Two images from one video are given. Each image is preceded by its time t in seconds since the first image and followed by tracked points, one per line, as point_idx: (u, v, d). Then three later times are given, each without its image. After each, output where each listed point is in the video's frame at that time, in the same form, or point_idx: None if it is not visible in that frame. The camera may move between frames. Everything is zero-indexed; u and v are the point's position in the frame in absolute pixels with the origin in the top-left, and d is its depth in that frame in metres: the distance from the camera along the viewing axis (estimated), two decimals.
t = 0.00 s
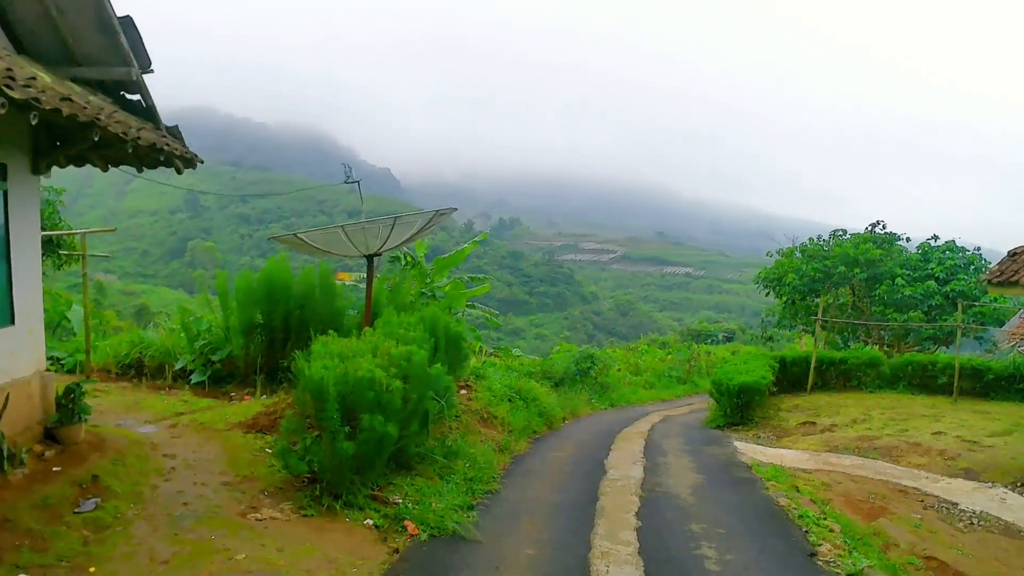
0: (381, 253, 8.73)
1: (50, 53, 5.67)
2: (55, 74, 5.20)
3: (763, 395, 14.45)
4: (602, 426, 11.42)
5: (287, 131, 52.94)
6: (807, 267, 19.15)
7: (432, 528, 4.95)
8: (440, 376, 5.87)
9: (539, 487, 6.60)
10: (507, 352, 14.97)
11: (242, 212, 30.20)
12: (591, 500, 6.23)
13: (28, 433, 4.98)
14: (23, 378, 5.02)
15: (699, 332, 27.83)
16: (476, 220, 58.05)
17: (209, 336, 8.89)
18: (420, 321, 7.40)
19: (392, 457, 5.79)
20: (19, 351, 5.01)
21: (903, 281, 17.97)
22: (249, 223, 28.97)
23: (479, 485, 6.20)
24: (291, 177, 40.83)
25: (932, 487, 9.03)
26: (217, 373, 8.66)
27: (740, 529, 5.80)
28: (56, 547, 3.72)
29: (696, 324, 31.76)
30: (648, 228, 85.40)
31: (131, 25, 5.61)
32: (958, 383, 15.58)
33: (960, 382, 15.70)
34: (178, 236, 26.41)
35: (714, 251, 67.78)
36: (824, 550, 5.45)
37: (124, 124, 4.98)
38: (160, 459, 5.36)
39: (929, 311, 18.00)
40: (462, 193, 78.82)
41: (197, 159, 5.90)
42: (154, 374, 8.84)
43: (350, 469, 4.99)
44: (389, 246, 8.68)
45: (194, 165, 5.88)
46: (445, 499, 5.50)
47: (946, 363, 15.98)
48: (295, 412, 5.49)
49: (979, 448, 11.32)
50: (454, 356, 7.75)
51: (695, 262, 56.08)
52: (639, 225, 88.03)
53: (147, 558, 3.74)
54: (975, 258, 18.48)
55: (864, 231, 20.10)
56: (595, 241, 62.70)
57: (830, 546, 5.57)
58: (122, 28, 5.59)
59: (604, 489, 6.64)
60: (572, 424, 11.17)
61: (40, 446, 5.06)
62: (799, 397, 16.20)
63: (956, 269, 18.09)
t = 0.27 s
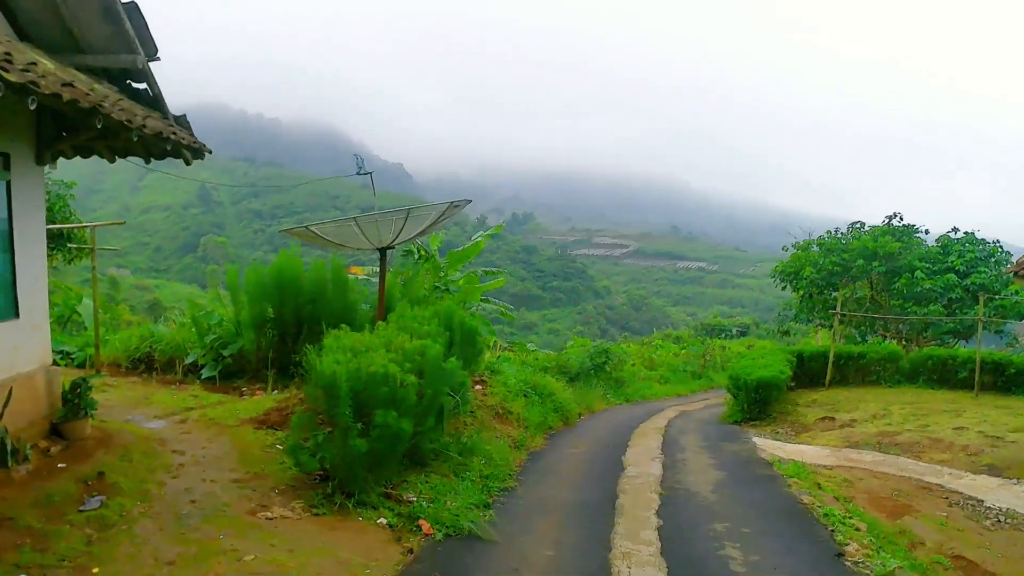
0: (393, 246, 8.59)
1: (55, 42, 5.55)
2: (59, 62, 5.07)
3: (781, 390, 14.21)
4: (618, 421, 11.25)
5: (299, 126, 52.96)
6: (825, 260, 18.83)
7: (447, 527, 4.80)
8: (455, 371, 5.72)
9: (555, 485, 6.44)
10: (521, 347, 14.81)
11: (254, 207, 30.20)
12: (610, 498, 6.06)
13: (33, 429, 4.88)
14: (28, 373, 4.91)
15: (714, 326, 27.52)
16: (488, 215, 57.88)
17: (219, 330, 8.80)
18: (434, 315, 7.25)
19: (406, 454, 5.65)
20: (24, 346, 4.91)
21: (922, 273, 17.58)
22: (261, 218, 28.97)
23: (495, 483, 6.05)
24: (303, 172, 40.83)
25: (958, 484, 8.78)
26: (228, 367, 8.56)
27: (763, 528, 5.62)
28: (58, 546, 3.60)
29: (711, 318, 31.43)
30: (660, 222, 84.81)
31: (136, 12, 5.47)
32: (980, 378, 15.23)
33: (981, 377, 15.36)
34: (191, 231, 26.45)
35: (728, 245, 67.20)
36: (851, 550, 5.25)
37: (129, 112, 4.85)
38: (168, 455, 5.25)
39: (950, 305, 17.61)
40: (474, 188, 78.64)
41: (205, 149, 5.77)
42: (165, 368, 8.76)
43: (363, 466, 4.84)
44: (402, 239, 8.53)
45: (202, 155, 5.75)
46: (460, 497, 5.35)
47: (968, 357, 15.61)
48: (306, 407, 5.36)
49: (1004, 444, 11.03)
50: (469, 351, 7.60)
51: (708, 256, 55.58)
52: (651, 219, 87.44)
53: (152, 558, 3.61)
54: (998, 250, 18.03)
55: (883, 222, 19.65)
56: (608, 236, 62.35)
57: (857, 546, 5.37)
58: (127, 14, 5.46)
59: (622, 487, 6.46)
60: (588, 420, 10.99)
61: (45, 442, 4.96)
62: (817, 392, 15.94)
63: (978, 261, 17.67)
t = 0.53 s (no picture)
0: (405, 237, 8.41)
1: (54, 32, 5.37)
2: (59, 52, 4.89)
3: (800, 378, 13.94)
4: (636, 412, 11.05)
5: (306, 121, 52.85)
6: (843, 245, 18.48)
7: (468, 525, 4.63)
8: (472, 363, 5.53)
9: (577, 479, 6.25)
10: (535, 338, 14.61)
11: (264, 203, 30.14)
12: (634, 492, 5.87)
13: (41, 430, 4.74)
14: (36, 372, 4.77)
15: (728, 314, 27.21)
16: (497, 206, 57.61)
17: (230, 326, 8.66)
18: (448, 307, 7.06)
19: (423, 450, 5.48)
20: (31, 345, 4.76)
21: (943, 257, 17.18)
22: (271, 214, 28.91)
23: (515, 478, 5.87)
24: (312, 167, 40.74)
25: (989, 471, 8.50)
26: (240, 363, 8.42)
27: (796, 522, 5.40)
28: (66, 552, 3.44)
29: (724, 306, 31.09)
30: (671, 211, 84.17)
31: None
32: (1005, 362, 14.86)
33: (1006, 361, 15.00)
34: (201, 228, 26.41)
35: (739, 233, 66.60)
36: (889, 544, 5.02)
37: (132, 101, 4.66)
38: (179, 454, 5.11)
39: (972, 288, 17.21)
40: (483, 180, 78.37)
41: (211, 140, 5.60)
42: (176, 365, 8.64)
43: (379, 464, 4.67)
44: (414, 230, 8.34)
45: (207, 146, 5.58)
46: (480, 494, 5.18)
47: (992, 341, 15.22)
48: (320, 404, 5.19)
49: None
50: (485, 343, 7.42)
51: (720, 245, 55.08)
52: (661, 208, 86.81)
53: (163, 564, 3.45)
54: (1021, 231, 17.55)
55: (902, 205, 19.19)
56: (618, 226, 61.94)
57: (894, 539, 5.14)
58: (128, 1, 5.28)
59: (646, 480, 6.26)
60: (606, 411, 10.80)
61: (54, 442, 4.82)
62: (837, 379, 15.65)
63: (1000, 243, 17.22)
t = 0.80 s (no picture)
0: (416, 227, 8.22)
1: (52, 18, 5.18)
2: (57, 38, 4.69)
3: (819, 368, 13.66)
4: (652, 403, 10.84)
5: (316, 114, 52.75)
6: (861, 232, 18.10)
7: (484, 525, 4.45)
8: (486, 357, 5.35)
9: (595, 475, 6.06)
10: (549, 329, 14.42)
11: (276, 197, 30.10)
12: (655, 489, 5.66)
13: (45, 430, 4.61)
14: (39, 370, 4.63)
15: (742, 303, 26.87)
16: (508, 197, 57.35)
17: (240, 320, 8.53)
18: (461, 298, 6.88)
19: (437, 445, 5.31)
20: (34, 342, 4.62)
21: (965, 243, 16.78)
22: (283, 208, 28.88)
23: (532, 474, 5.69)
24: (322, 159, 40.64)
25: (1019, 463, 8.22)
26: (250, 358, 8.30)
27: (825, 520, 5.17)
28: (66, 559, 3.30)
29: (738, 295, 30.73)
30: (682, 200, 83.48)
31: None
32: None
33: None
34: (214, 223, 26.40)
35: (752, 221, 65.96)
36: (924, 542, 4.79)
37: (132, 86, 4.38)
38: (186, 453, 4.97)
39: (994, 275, 16.81)
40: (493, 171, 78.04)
41: (216, 127, 5.42)
42: (186, 360, 8.53)
43: (391, 462, 4.50)
44: (425, 220, 8.16)
45: (212, 133, 5.38)
46: (497, 491, 5.00)
47: (1016, 329, 14.87)
48: (329, 399, 5.03)
49: None
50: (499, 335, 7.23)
51: (732, 234, 54.53)
52: (673, 197, 86.13)
53: (167, 570, 3.30)
54: None
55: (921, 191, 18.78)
56: (629, 216, 61.49)
57: (928, 537, 4.91)
58: None
59: (667, 476, 6.06)
60: (622, 402, 10.60)
61: (58, 442, 4.69)
62: (856, 368, 15.34)
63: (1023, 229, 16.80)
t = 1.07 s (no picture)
0: (435, 219, 8.04)
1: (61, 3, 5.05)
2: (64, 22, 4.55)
3: (848, 366, 13.27)
4: (676, 401, 10.57)
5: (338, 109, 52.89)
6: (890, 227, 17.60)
7: (500, 528, 4.26)
8: (505, 352, 5.16)
9: (617, 475, 5.84)
10: (571, 325, 14.19)
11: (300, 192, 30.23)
12: (680, 491, 5.43)
13: (50, 424, 4.50)
14: (45, 363, 4.51)
15: (766, 300, 26.39)
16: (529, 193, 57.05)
17: (256, 313, 8.43)
18: (480, 292, 6.69)
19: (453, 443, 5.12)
20: (40, 334, 4.50)
21: (999, 238, 16.21)
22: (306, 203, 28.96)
23: (552, 475, 5.48)
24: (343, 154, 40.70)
25: None
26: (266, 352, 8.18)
27: (861, 526, 4.90)
28: (62, 559, 3.16)
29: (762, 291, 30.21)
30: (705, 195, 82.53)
31: None
32: None
33: None
34: (236, 217, 26.52)
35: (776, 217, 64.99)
36: (967, 551, 4.51)
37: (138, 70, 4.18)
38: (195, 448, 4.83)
39: None
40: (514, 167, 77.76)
41: (228, 115, 5.25)
42: (202, 353, 8.44)
43: (405, 461, 4.32)
44: (444, 212, 7.97)
45: (224, 121, 5.22)
46: (515, 492, 4.80)
47: None
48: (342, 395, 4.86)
49: None
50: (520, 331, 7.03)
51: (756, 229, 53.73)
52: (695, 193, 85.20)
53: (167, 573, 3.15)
54: None
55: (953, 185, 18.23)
56: (651, 211, 60.88)
57: (971, 546, 4.62)
58: None
59: (692, 478, 5.81)
60: (645, 400, 10.35)
61: (63, 436, 4.58)
62: (886, 367, 14.91)
63: None
